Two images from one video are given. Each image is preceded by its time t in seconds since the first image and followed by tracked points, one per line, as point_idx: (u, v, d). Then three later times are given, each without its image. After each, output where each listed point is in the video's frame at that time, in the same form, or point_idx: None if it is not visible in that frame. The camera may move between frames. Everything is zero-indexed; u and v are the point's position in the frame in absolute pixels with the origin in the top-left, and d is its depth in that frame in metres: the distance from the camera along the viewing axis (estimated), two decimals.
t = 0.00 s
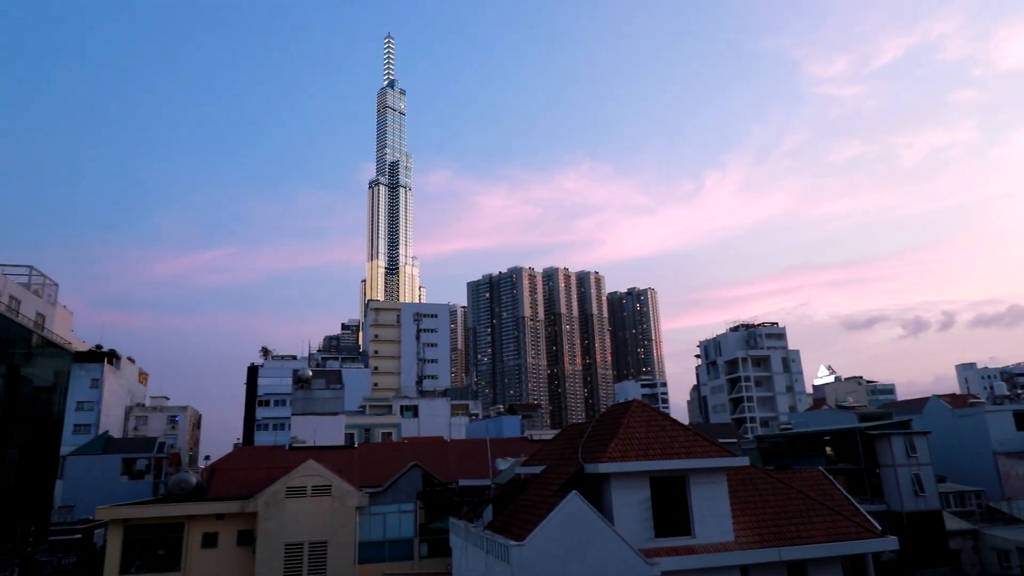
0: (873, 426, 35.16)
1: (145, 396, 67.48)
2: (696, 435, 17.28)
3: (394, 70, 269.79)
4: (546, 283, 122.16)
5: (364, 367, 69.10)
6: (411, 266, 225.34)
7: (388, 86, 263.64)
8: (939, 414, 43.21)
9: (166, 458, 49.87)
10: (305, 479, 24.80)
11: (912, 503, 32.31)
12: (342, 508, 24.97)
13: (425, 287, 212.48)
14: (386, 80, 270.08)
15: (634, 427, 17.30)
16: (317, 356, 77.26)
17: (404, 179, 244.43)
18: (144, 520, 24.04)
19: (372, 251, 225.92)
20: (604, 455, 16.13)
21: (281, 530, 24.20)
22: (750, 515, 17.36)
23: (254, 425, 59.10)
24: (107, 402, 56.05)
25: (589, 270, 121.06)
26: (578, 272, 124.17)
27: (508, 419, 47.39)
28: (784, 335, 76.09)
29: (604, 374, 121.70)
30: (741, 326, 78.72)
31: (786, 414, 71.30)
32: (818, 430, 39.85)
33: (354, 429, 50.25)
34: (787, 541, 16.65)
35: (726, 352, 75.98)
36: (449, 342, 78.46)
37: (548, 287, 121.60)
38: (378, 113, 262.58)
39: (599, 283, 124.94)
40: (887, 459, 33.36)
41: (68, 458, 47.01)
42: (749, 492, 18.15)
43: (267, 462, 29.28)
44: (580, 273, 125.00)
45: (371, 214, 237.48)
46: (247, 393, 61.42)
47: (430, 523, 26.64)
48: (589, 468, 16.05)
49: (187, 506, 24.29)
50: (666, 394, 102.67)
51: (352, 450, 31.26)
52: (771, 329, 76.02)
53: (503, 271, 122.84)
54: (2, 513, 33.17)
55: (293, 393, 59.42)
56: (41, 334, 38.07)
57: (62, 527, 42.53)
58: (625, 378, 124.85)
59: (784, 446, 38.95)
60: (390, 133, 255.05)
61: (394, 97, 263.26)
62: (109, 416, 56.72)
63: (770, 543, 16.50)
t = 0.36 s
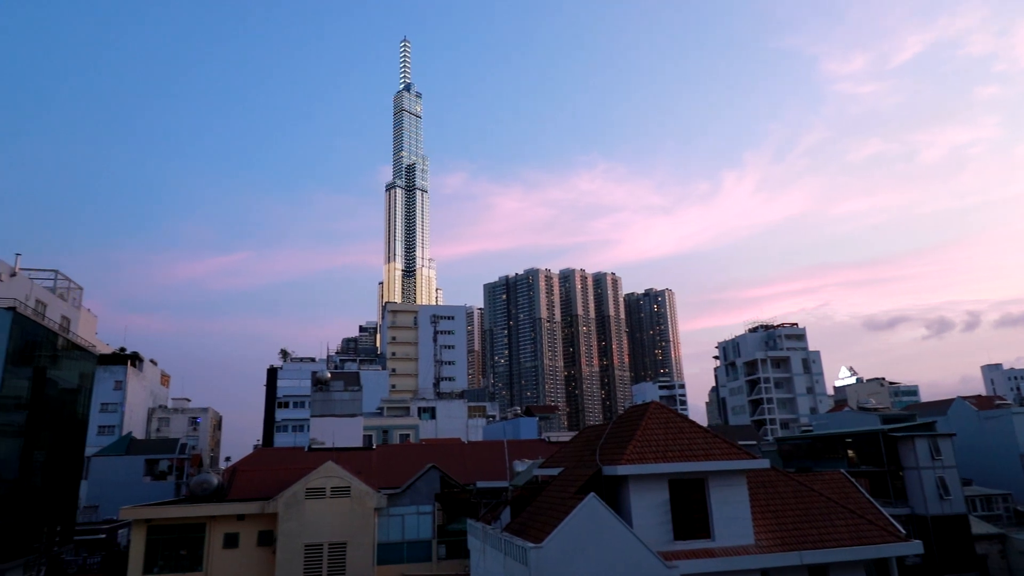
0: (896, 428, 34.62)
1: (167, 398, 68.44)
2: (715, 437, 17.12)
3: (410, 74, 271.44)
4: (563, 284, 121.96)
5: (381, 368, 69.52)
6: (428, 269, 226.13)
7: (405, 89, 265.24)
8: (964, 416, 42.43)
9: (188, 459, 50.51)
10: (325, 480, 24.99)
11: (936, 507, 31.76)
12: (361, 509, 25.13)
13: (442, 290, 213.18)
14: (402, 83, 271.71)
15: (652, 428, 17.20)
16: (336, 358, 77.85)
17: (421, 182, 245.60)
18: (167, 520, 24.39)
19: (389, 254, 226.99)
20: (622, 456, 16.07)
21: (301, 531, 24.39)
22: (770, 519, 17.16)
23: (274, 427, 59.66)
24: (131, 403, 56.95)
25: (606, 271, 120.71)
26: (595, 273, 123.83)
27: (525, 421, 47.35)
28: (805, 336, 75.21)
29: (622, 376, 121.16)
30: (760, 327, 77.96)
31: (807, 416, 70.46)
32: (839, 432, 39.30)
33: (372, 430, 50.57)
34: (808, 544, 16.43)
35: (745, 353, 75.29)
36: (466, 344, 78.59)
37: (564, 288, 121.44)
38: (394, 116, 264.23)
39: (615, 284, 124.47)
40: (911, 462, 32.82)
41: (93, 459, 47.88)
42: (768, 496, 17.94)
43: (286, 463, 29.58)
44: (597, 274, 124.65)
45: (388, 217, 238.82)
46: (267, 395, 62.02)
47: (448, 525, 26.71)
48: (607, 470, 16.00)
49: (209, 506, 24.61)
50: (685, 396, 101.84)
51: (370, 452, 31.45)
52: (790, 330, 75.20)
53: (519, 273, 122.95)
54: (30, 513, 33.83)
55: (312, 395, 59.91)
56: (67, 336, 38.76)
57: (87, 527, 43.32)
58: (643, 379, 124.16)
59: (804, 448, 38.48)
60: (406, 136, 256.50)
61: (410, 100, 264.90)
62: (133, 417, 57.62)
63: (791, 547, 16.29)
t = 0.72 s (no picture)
0: (918, 428, 34.17)
1: (187, 402, 69.19)
2: (733, 438, 17.00)
3: (423, 77, 272.54)
4: (578, 286, 121.72)
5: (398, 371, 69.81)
6: (443, 271, 226.69)
7: (418, 93, 266.36)
8: (988, 416, 41.76)
9: (207, 462, 51.03)
10: (343, 483, 25.15)
11: (960, 508, 31.30)
12: (379, 511, 25.24)
13: (457, 292, 213.60)
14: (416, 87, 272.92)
15: (670, 430, 17.12)
16: (352, 361, 78.32)
17: (435, 185, 246.46)
18: (188, 523, 24.68)
19: (404, 257, 227.72)
20: (640, 458, 16.01)
21: (319, 533, 24.55)
22: (790, 520, 16.98)
23: (292, 430, 60.13)
24: (151, 408, 57.63)
25: (621, 272, 120.34)
26: (610, 274, 123.44)
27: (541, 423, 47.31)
28: (823, 335, 74.42)
29: (638, 377, 120.61)
30: (778, 326, 77.29)
31: (827, 416, 69.72)
32: (859, 432, 38.85)
33: (389, 433, 50.82)
34: (829, 546, 16.24)
35: (763, 353, 74.61)
36: (482, 346, 78.67)
37: (580, 290, 121.20)
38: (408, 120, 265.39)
39: (631, 285, 123.95)
40: (934, 462, 32.39)
41: (115, 463, 48.61)
42: (788, 497, 17.76)
43: (305, 466, 29.80)
44: (612, 275, 124.26)
45: (403, 220, 239.78)
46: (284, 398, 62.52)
47: (465, 527, 26.74)
48: (624, 471, 15.95)
49: (229, 509, 24.86)
50: (702, 396, 101.07)
51: (387, 454, 31.58)
52: (809, 329, 74.42)
53: (534, 274, 122.94)
54: (54, 516, 34.33)
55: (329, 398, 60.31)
56: (88, 342, 39.33)
57: (110, 530, 43.93)
58: (659, 380, 123.48)
59: (824, 449, 38.05)
60: (420, 139, 257.57)
61: (423, 104, 266.11)
62: (153, 421, 58.32)
63: (811, 549, 16.12)
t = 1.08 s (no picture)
0: (940, 429, 33.62)
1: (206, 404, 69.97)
2: (751, 439, 16.85)
3: (437, 79, 273.53)
4: (593, 286, 121.38)
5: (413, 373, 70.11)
6: (458, 273, 227.27)
7: (432, 95, 267.44)
8: (1013, 416, 41.00)
9: (226, 464, 51.54)
10: (360, 484, 25.29)
11: (985, 510, 30.75)
12: (395, 513, 25.35)
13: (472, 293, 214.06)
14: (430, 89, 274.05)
15: (687, 431, 17.01)
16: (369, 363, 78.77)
17: (450, 187, 247.25)
18: (208, 524, 24.95)
19: (419, 259, 228.47)
20: (657, 459, 15.91)
21: (337, 534, 24.70)
22: (810, 522, 16.79)
23: (309, 432, 60.58)
24: (171, 409, 58.35)
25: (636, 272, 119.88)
26: (625, 275, 122.96)
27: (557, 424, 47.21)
28: (842, 335, 73.55)
29: (654, 378, 120.00)
30: (796, 326, 76.53)
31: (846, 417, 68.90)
32: (879, 434, 38.31)
33: (405, 434, 51.08)
34: (849, 549, 16.03)
35: (780, 353, 73.89)
36: (497, 347, 78.69)
37: (595, 290, 120.90)
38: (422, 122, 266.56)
39: (646, 285, 123.42)
40: (957, 464, 31.83)
41: (136, 464, 49.29)
42: (807, 499, 17.55)
43: (322, 467, 30.00)
44: (627, 276, 123.77)
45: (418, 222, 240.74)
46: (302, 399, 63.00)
47: (482, 528, 26.74)
48: (641, 473, 15.87)
49: (247, 510, 25.10)
50: (719, 397, 100.19)
51: (403, 456, 31.70)
52: (827, 329, 73.59)
53: (549, 275, 122.88)
54: (77, 516, 34.88)
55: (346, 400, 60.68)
56: (110, 344, 39.93)
57: (131, 530, 44.51)
58: (676, 381, 122.76)
59: (844, 450, 37.51)
60: (434, 141, 258.60)
61: (437, 106, 267.23)
62: (173, 423, 59.04)
63: (831, 551, 15.91)
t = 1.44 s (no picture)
0: (968, 429, 32.95)
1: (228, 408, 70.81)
2: (773, 440, 16.68)
3: (453, 84, 274.63)
4: (611, 288, 120.91)
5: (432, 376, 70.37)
6: (475, 276, 227.73)
7: (448, 99, 268.57)
8: None
9: (248, 467, 52.09)
10: (380, 487, 25.41)
11: (1015, 512, 30.05)
12: (416, 515, 25.46)
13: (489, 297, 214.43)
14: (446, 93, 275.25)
15: (708, 432, 16.88)
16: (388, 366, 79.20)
17: (466, 190, 247.95)
18: (231, 527, 25.22)
19: (437, 263, 229.31)
20: (678, 462, 15.79)
21: (358, 536, 24.86)
22: (834, 525, 16.56)
23: (330, 435, 61.05)
24: (194, 414, 59.19)
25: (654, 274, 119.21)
26: (643, 276, 122.31)
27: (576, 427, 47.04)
28: (865, 334, 72.46)
29: (674, 379, 119.20)
30: (817, 326, 75.53)
31: (870, 418, 67.90)
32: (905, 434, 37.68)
33: (425, 437, 51.34)
34: (875, 552, 15.77)
35: (802, 353, 72.94)
36: (515, 350, 78.63)
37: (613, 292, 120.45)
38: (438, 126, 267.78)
39: (664, 286, 122.68)
40: (986, 465, 31.15)
41: (161, 468, 50.01)
42: (832, 501, 17.31)
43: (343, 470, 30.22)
44: (645, 277, 123.13)
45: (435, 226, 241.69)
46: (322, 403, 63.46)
47: (502, 531, 26.73)
48: (662, 475, 15.77)
49: (270, 513, 25.35)
50: (740, 399, 99.09)
51: (423, 459, 31.81)
52: (850, 329, 72.54)
53: (566, 277, 122.69)
54: (104, 519, 35.47)
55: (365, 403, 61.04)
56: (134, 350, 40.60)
57: (157, 532, 45.14)
58: (695, 382, 121.79)
59: (869, 452, 36.96)
60: (450, 145, 259.62)
61: (453, 110, 268.24)
62: (196, 427, 59.83)
63: (856, 554, 15.68)
